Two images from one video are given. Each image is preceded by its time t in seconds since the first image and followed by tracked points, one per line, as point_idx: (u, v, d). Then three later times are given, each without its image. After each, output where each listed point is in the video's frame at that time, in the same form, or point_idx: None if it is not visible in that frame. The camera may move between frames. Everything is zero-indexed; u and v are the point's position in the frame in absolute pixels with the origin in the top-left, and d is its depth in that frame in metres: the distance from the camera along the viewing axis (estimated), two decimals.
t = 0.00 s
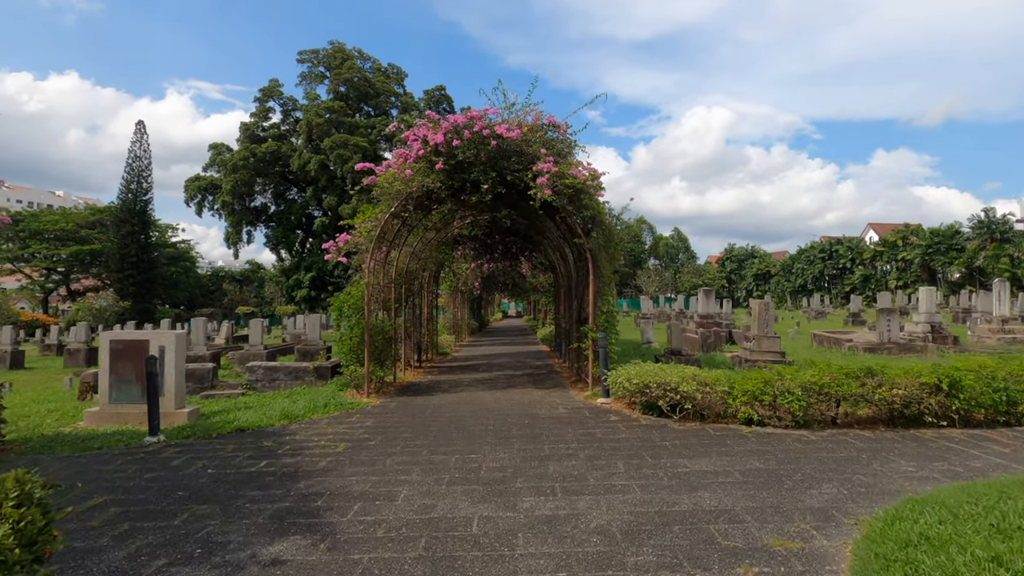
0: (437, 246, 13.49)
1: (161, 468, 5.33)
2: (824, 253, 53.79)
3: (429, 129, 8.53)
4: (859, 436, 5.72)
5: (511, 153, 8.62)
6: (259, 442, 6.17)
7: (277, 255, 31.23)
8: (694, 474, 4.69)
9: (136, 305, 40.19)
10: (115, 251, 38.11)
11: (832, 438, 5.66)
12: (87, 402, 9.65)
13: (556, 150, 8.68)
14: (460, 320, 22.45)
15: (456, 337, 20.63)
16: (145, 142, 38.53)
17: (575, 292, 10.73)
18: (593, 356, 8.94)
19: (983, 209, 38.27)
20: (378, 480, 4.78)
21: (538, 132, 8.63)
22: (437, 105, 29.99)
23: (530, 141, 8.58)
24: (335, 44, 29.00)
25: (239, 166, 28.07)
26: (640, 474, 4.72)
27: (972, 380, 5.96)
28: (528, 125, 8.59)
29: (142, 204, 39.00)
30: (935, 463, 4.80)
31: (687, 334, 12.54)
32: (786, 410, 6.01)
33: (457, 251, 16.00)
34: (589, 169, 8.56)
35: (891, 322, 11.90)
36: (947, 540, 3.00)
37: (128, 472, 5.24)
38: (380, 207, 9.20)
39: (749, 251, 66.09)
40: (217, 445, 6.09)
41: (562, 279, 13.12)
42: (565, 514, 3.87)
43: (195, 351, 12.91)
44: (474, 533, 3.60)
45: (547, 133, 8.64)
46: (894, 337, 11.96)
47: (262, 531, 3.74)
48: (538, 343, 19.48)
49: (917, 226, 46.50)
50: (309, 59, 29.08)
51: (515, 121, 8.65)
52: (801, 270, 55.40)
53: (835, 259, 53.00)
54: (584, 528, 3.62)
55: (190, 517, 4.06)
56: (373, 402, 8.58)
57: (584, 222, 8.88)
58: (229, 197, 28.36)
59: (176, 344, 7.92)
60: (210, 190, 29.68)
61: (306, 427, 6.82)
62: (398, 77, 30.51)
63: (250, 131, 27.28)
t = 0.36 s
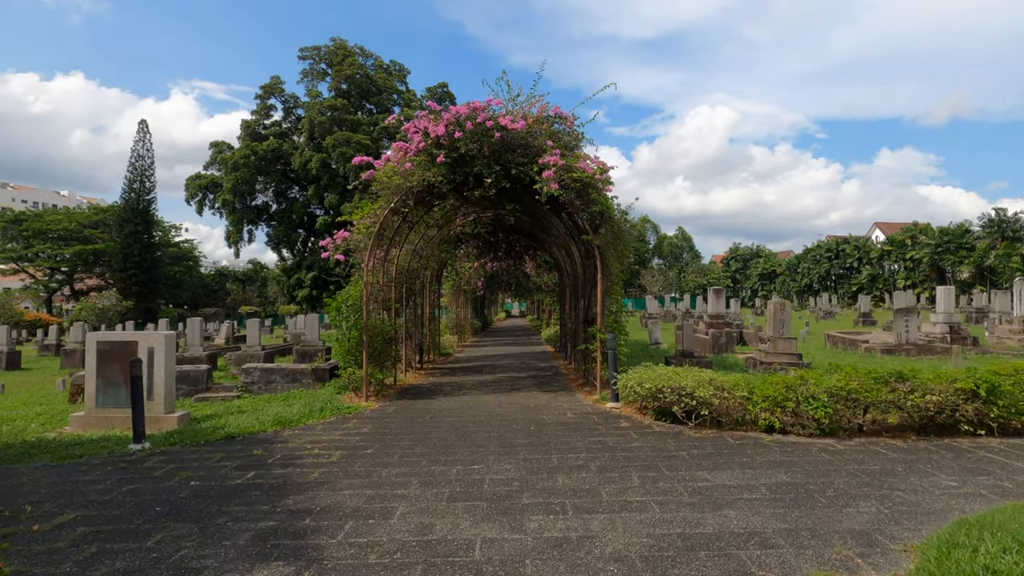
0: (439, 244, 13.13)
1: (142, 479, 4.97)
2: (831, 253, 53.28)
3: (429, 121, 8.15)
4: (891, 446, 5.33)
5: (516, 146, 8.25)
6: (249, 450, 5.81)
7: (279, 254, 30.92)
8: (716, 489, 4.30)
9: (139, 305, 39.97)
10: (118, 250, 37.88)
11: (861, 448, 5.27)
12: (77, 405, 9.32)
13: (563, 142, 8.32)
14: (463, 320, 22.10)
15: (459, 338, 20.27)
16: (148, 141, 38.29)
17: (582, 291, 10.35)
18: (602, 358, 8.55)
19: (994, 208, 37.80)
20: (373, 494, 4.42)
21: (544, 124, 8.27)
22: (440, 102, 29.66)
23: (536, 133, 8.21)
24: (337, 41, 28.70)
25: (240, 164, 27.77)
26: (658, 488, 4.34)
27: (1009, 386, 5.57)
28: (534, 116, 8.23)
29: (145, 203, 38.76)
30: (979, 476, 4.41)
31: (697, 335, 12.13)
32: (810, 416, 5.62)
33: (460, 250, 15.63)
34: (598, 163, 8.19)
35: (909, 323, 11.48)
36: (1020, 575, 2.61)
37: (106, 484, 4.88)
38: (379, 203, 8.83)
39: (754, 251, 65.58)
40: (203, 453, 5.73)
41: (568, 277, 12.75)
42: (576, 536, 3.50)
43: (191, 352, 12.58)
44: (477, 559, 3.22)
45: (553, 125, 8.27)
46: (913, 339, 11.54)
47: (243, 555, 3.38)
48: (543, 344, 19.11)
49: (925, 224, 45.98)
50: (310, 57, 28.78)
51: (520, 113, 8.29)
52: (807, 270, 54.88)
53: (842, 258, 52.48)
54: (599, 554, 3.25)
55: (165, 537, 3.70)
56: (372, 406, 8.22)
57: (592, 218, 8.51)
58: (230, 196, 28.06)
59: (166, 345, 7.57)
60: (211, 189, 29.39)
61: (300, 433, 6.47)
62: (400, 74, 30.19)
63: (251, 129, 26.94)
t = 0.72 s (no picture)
0: (439, 242, 12.76)
1: (115, 491, 4.60)
2: (835, 254, 52.86)
3: (429, 111, 7.78)
4: (923, 456, 4.94)
5: (519, 137, 7.89)
6: (234, 459, 5.44)
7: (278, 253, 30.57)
8: (739, 506, 3.92)
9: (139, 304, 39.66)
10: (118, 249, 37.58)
11: (892, 459, 4.89)
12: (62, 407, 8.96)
13: (568, 134, 7.95)
14: (464, 320, 21.76)
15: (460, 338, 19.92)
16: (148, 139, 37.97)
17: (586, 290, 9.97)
18: (609, 360, 8.17)
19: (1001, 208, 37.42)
20: (364, 510, 4.05)
21: (548, 115, 7.90)
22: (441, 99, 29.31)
23: (540, 124, 7.85)
24: (337, 37, 28.35)
25: (239, 161, 27.42)
26: (675, 505, 3.96)
27: None
28: (538, 107, 7.86)
29: (145, 202, 38.41)
30: None
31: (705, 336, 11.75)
32: (835, 424, 5.24)
33: (461, 248, 15.28)
34: (605, 156, 7.82)
35: (925, 324, 11.08)
36: None
37: (76, 496, 4.52)
38: (376, 197, 8.46)
39: (757, 251, 65.19)
40: (185, 462, 5.36)
41: (572, 277, 12.39)
42: (589, 562, 3.12)
43: (184, 352, 12.22)
44: None
45: (558, 116, 7.91)
46: (929, 341, 11.13)
47: None
48: (545, 344, 18.74)
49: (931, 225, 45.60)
50: (310, 53, 28.44)
51: (524, 103, 7.93)
52: (810, 271, 54.49)
53: (846, 259, 52.09)
54: None
55: (130, 560, 3.33)
56: (368, 409, 7.84)
57: (598, 214, 8.13)
58: (229, 194, 27.71)
59: (150, 346, 7.22)
60: (210, 187, 29.04)
61: (290, 440, 6.10)
62: (400, 71, 29.83)
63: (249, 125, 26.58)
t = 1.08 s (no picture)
0: (438, 241, 12.42)
1: (85, 509, 4.24)
2: (837, 255, 52.56)
3: (428, 105, 7.41)
4: (958, 472, 4.59)
5: (522, 132, 7.53)
6: (218, 472, 5.07)
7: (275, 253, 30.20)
8: (768, 531, 3.56)
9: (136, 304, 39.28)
10: (116, 249, 37.18)
11: (925, 475, 4.54)
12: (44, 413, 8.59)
13: (573, 128, 7.61)
14: (464, 322, 21.42)
15: (459, 340, 19.57)
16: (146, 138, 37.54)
17: (591, 292, 9.61)
18: (615, 365, 7.82)
19: (1005, 210, 37.18)
20: (354, 533, 3.69)
21: (553, 108, 7.56)
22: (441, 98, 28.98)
23: (544, 119, 7.50)
24: (336, 34, 28.01)
25: (236, 159, 27.05)
26: (697, 529, 3.61)
27: None
28: (542, 100, 7.52)
29: (143, 201, 38.00)
30: None
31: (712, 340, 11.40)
32: (862, 436, 4.88)
33: (460, 248, 14.94)
34: (612, 151, 7.48)
35: (941, 328, 10.74)
36: None
37: (42, 515, 4.15)
38: (372, 193, 8.09)
39: (758, 253, 64.92)
40: (164, 476, 5.00)
41: (575, 278, 12.06)
42: None
43: (175, 355, 11.85)
44: None
45: (563, 109, 7.56)
46: (944, 346, 10.80)
47: None
48: (546, 347, 18.41)
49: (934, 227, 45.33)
50: (308, 51, 28.10)
51: (527, 96, 7.58)
52: (812, 272, 54.15)
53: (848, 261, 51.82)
54: None
55: None
56: (363, 416, 7.47)
57: (605, 212, 7.78)
58: (225, 192, 27.35)
59: (134, 350, 6.85)
60: (206, 186, 28.67)
61: (278, 451, 5.73)
62: (400, 69, 29.49)
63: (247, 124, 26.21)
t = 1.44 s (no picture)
0: (436, 242, 12.05)
1: (42, 531, 3.85)
2: (839, 258, 52.17)
3: (424, 97, 7.04)
4: (998, 490, 4.21)
5: (523, 125, 7.17)
6: (193, 488, 4.69)
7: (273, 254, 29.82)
8: (798, 562, 3.17)
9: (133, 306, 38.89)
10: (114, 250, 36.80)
11: (962, 493, 4.17)
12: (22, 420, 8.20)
13: (576, 122, 7.24)
14: (463, 325, 21.04)
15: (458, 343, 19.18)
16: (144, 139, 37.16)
17: (595, 294, 9.22)
18: (620, 371, 7.43)
19: (1010, 212, 36.82)
20: (335, 562, 3.30)
21: (555, 100, 7.20)
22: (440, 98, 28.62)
23: (545, 111, 7.14)
24: (334, 33, 27.68)
25: (233, 159, 26.70)
26: (719, 559, 3.22)
27: None
28: (544, 92, 7.16)
29: (141, 203, 37.59)
30: None
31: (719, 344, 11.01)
32: (891, 449, 4.51)
33: (460, 249, 14.57)
34: (618, 145, 7.11)
35: (956, 332, 10.36)
36: None
37: None
38: (366, 190, 7.71)
39: (760, 255, 64.55)
40: (134, 492, 4.61)
41: (578, 279, 11.69)
42: None
43: (164, 359, 11.45)
44: None
45: (565, 102, 7.20)
46: (959, 350, 10.41)
47: None
48: (547, 350, 18.02)
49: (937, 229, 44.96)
50: (307, 50, 27.77)
51: (529, 88, 7.22)
52: (814, 275, 53.71)
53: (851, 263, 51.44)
54: None
55: None
56: (355, 424, 7.08)
57: (609, 209, 7.41)
58: (222, 193, 26.99)
59: (110, 354, 6.46)
60: (203, 186, 28.31)
61: (261, 463, 5.34)
62: (399, 69, 29.14)
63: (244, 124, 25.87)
